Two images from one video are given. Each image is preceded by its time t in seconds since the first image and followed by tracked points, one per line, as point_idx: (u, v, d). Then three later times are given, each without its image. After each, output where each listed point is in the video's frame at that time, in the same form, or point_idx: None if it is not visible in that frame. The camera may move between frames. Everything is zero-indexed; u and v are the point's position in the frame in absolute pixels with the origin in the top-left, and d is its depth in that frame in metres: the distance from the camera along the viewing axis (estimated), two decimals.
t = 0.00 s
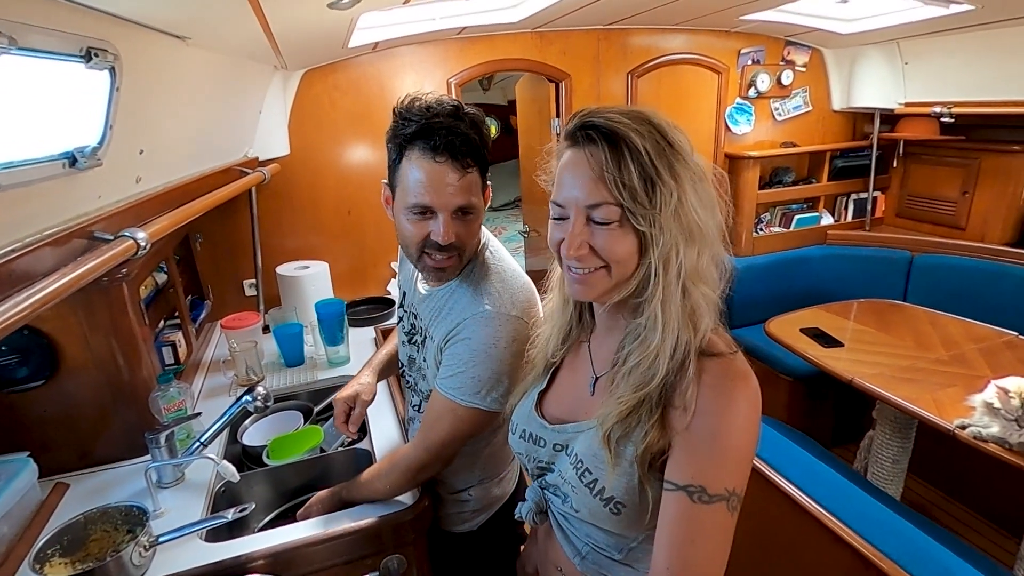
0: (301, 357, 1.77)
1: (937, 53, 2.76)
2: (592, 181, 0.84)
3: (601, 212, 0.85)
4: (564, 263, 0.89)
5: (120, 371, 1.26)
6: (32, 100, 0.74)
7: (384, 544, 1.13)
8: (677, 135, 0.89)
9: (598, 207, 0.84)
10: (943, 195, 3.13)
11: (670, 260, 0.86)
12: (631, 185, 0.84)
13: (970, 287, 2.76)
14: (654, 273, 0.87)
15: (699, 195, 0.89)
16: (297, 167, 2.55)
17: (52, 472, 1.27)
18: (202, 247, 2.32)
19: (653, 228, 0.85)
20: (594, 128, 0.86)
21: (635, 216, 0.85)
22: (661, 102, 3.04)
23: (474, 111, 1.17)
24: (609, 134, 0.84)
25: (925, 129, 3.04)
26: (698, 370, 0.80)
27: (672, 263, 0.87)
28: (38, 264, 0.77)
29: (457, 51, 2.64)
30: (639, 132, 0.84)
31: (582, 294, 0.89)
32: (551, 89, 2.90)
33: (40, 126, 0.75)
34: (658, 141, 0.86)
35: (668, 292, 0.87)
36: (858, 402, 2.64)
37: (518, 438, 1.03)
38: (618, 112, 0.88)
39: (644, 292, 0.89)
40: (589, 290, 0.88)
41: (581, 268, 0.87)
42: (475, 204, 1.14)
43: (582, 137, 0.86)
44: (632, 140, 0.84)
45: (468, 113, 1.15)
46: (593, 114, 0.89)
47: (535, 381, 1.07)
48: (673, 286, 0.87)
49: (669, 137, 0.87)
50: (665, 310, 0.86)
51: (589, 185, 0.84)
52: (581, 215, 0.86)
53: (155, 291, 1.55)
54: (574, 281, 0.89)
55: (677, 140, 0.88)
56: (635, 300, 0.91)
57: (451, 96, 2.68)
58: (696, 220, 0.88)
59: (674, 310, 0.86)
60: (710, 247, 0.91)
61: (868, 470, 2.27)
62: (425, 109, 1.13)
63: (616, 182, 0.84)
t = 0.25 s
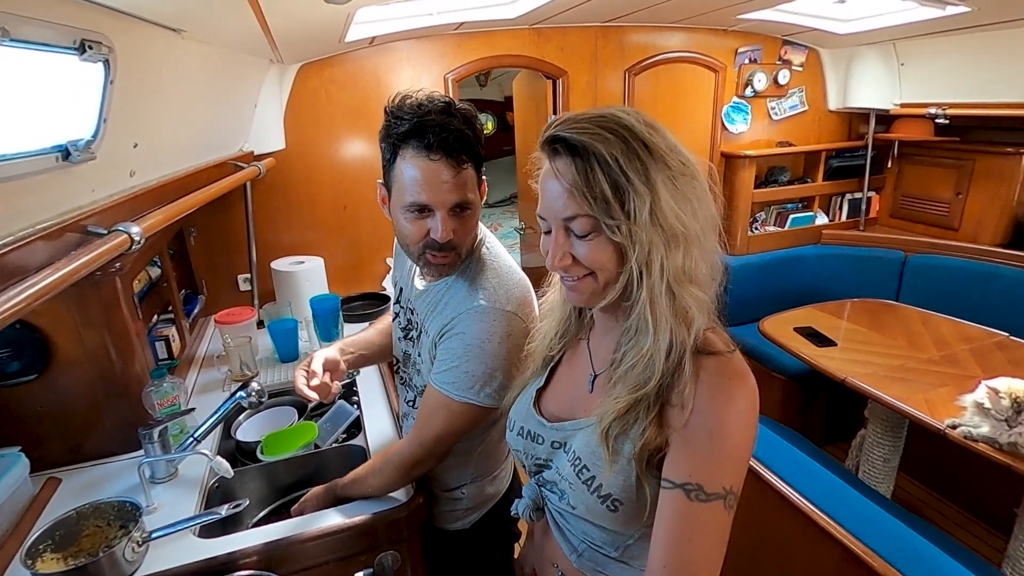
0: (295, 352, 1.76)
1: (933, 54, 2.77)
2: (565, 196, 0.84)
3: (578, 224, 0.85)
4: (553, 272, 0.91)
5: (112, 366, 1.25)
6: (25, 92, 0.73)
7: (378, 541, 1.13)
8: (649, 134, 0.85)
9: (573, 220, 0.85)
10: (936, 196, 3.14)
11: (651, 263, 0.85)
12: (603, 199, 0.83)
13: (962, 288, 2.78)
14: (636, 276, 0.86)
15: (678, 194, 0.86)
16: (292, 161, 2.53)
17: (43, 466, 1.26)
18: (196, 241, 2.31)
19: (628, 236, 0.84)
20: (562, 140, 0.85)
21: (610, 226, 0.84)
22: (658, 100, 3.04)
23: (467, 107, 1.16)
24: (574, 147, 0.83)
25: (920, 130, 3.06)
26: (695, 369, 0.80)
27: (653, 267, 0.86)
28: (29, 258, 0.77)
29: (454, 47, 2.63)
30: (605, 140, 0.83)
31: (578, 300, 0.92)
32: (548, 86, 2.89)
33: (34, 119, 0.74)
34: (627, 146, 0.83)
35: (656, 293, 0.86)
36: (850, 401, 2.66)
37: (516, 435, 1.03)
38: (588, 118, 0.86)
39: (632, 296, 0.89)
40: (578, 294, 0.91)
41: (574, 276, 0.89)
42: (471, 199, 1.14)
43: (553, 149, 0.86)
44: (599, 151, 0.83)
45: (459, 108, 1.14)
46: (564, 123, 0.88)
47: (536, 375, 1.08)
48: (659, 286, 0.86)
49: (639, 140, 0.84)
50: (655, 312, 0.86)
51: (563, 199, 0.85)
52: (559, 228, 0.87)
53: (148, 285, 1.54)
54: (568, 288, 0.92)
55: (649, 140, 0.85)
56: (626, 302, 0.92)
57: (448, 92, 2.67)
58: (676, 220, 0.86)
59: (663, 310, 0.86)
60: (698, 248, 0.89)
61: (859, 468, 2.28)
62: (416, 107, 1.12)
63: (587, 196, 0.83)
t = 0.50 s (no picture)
0: (296, 350, 1.76)
1: (932, 53, 2.78)
2: (548, 215, 0.84)
3: (563, 242, 0.85)
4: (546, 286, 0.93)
5: (113, 364, 1.25)
6: (30, 90, 0.73)
7: (382, 539, 1.13)
8: (628, 146, 0.82)
9: (558, 238, 0.85)
10: (934, 194, 3.15)
11: (634, 280, 0.85)
12: (583, 217, 0.82)
13: (960, 286, 2.79)
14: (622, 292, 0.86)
15: (661, 206, 0.84)
16: (292, 159, 2.53)
17: (45, 465, 1.26)
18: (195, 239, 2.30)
19: (610, 255, 0.84)
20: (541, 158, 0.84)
21: (591, 245, 0.84)
22: (658, 98, 3.04)
23: (471, 100, 1.17)
24: (552, 167, 0.82)
25: (920, 128, 3.08)
26: (697, 372, 0.80)
27: (638, 284, 0.85)
28: (33, 257, 0.76)
29: (454, 44, 2.62)
30: (581, 160, 0.81)
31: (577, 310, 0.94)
32: (548, 83, 2.89)
33: (37, 116, 0.74)
34: (605, 163, 0.81)
35: (643, 307, 0.85)
36: (849, 399, 2.66)
37: (518, 437, 1.03)
38: (567, 132, 0.84)
39: (621, 308, 0.89)
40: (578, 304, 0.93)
41: (568, 289, 0.91)
42: (471, 188, 1.14)
43: (532, 167, 0.85)
44: (576, 171, 0.81)
45: (464, 100, 1.15)
46: (542, 137, 0.86)
47: (536, 375, 1.06)
48: (648, 300, 0.85)
49: (619, 152, 0.81)
50: (647, 326, 0.85)
51: (546, 219, 0.85)
52: (547, 246, 0.87)
53: (148, 283, 1.53)
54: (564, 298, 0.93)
55: (629, 152, 0.81)
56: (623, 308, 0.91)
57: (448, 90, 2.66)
58: (659, 235, 0.83)
59: (649, 326, 0.85)
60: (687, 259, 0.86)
61: (858, 465, 2.29)
62: (421, 97, 1.14)
63: (569, 215, 0.83)
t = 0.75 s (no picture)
0: (297, 354, 1.76)
1: (933, 55, 2.78)
2: (544, 220, 0.84)
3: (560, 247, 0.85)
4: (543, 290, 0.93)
5: (115, 368, 1.24)
6: (33, 95, 0.73)
7: (385, 545, 1.13)
8: (628, 151, 0.81)
9: (555, 243, 0.85)
10: (935, 196, 3.16)
11: (630, 286, 0.85)
12: (580, 222, 0.82)
13: (961, 288, 2.79)
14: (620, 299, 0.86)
15: (659, 212, 0.83)
16: (293, 162, 2.53)
17: (46, 470, 1.25)
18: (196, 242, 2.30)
19: (606, 261, 0.83)
20: (539, 161, 0.83)
21: (588, 251, 0.84)
22: (658, 101, 3.04)
23: (470, 104, 1.17)
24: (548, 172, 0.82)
25: (918, 130, 3.07)
26: (699, 378, 0.80)
27: (634, 292, 0.85)
28: (37, 262, 0.76)
29: (455, 47, 2.62)
30: (579, 165, 0.80)
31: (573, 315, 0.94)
32: (548, 86, 2.89)
33: (41, 121, 0.73)
34: (603, 168, 0.81)
35: (638, 315, 0.85)
36: (850, 401, 2.66)
37: (519, 444, 1.03)
38: (565, 136, 0.83)
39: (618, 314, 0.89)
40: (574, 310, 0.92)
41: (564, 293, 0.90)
42: (471, 192, 1.14)
43: (531, 171, 0.85)
44: (574, 176, 0.81)
45: (462, 105, 1.15)
46: (541, 141, 0.85)
47: (535, 382, 1.05)
48: (643, 309, 0.85)
49: (618, 158, 0.81)
50: (641, 333, 0.85)
51: (543, 223, 0.85)
52: (544, 250, 0.87)
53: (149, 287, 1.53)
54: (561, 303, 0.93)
55: (628, 157, 0.81)
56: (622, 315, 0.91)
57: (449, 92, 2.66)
58: (656, 242, 0.83)
59: (643, 333, 0.85)
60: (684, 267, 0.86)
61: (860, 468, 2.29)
62: (419, 102, 1.14)
63: (566, 220, 0.83)
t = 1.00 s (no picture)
0: (294, 356, 1.76)
1: (929, 63, 2.80)
2: (539, 216, 0.85)
3: (554, 243, 0.86)
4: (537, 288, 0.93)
5: (112, 369, 1.24)
6: (35, 95, 0.73)
7: (381, 546, 1.12)
8: (625, 151, 0.82)
9: (549, 239, 0.86)
10: (931, 203, 3.17)
11: (622, 285, 0.85)
12: (574, 219, 0.83)
13: (957, 294, 2.80)
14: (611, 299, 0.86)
15: (654, 213, 0.83)
16: (292, 165, 2.53)
17: (42, 471, 1.25)
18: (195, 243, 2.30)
19: (599, 259, 0.84)
20: (536, 158, 0.84)
21: (581, 248, 0.84)
22: (656, 107, 3.06)
23: (463, 107, 1.17)
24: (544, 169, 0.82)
25: (914, 138, 3.07)
26: (691, 379, 0.80)
27: (625, 292, 0.85)
28: (35, 261, 0.76)
29: (454, 52, 2.64)
30: (576, 162, 0.81)
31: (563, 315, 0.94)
32: (547, 91, 2.90)
33: (41, 120, 0.74)
34: (599, 167, 0.81)
35: (628, 317, 0.85)
36: (847, 406, 2.67)
37: (512, 445, 1.03)
38: (564, 134, 0.84)
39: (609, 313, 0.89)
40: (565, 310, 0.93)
41: (556, 293, 0.91)
42: (465, 195, 1.15)
43: (528, 168, 0.86)
44: (570, 174, 0.82)
45: (456, 108, 1.15)
46: (539, 139, 0.86)
47: (528, 383, 1.06)
48: (634, 309, 0.85)
49: (615, 157, 0.81)
50: (629, 333, 0.85)
51: (538, 219, 0.85)
52: (539, 247, 0.88)
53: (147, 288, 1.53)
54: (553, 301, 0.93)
55: (625, 157, 0.82)
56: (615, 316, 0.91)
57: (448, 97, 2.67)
58: (648, 243, 0.83)
59: (633, 334, 0.85)
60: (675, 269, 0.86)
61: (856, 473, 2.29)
62: (413, 106, 1.15)
63: (560, 216, 0.83)
